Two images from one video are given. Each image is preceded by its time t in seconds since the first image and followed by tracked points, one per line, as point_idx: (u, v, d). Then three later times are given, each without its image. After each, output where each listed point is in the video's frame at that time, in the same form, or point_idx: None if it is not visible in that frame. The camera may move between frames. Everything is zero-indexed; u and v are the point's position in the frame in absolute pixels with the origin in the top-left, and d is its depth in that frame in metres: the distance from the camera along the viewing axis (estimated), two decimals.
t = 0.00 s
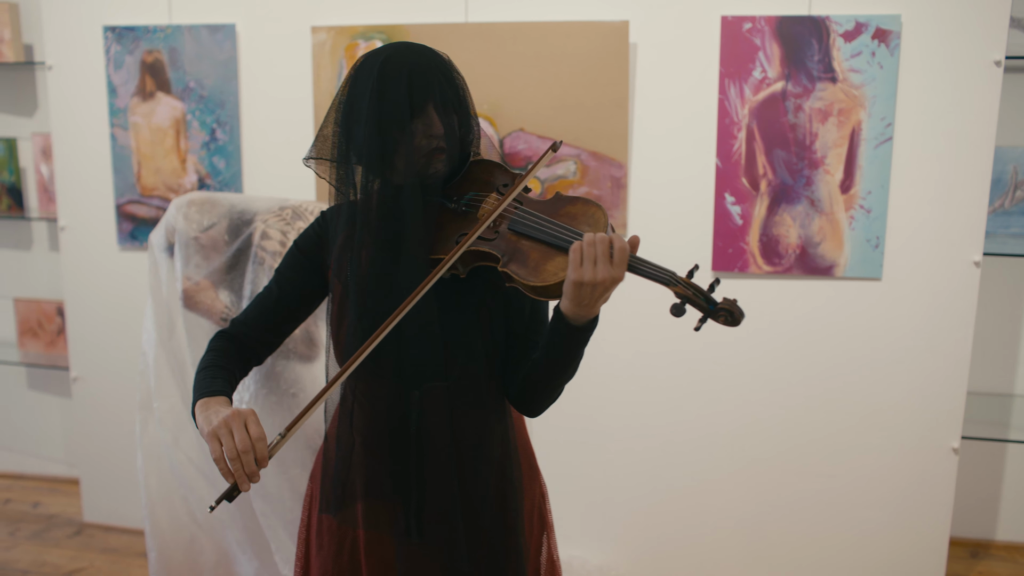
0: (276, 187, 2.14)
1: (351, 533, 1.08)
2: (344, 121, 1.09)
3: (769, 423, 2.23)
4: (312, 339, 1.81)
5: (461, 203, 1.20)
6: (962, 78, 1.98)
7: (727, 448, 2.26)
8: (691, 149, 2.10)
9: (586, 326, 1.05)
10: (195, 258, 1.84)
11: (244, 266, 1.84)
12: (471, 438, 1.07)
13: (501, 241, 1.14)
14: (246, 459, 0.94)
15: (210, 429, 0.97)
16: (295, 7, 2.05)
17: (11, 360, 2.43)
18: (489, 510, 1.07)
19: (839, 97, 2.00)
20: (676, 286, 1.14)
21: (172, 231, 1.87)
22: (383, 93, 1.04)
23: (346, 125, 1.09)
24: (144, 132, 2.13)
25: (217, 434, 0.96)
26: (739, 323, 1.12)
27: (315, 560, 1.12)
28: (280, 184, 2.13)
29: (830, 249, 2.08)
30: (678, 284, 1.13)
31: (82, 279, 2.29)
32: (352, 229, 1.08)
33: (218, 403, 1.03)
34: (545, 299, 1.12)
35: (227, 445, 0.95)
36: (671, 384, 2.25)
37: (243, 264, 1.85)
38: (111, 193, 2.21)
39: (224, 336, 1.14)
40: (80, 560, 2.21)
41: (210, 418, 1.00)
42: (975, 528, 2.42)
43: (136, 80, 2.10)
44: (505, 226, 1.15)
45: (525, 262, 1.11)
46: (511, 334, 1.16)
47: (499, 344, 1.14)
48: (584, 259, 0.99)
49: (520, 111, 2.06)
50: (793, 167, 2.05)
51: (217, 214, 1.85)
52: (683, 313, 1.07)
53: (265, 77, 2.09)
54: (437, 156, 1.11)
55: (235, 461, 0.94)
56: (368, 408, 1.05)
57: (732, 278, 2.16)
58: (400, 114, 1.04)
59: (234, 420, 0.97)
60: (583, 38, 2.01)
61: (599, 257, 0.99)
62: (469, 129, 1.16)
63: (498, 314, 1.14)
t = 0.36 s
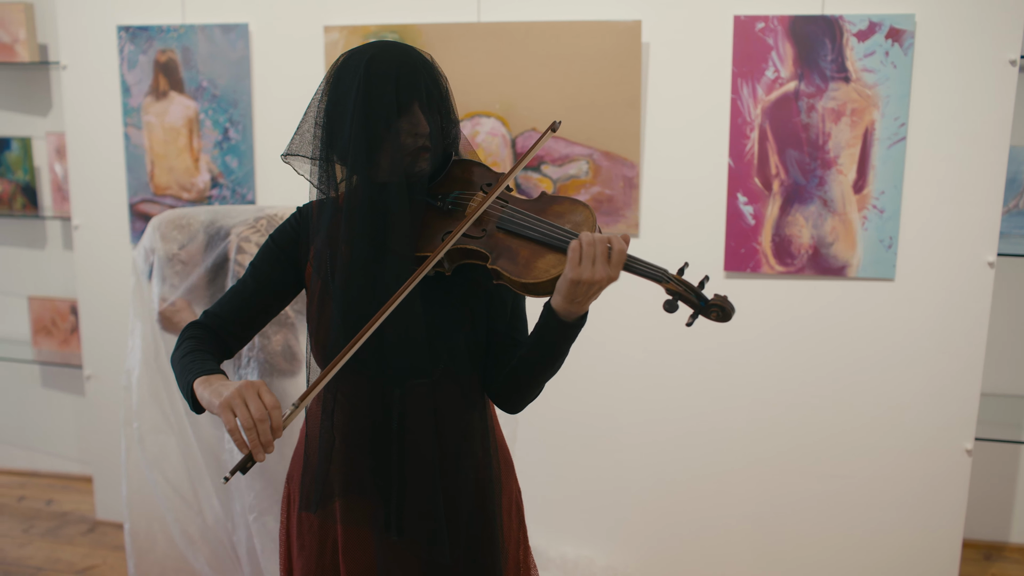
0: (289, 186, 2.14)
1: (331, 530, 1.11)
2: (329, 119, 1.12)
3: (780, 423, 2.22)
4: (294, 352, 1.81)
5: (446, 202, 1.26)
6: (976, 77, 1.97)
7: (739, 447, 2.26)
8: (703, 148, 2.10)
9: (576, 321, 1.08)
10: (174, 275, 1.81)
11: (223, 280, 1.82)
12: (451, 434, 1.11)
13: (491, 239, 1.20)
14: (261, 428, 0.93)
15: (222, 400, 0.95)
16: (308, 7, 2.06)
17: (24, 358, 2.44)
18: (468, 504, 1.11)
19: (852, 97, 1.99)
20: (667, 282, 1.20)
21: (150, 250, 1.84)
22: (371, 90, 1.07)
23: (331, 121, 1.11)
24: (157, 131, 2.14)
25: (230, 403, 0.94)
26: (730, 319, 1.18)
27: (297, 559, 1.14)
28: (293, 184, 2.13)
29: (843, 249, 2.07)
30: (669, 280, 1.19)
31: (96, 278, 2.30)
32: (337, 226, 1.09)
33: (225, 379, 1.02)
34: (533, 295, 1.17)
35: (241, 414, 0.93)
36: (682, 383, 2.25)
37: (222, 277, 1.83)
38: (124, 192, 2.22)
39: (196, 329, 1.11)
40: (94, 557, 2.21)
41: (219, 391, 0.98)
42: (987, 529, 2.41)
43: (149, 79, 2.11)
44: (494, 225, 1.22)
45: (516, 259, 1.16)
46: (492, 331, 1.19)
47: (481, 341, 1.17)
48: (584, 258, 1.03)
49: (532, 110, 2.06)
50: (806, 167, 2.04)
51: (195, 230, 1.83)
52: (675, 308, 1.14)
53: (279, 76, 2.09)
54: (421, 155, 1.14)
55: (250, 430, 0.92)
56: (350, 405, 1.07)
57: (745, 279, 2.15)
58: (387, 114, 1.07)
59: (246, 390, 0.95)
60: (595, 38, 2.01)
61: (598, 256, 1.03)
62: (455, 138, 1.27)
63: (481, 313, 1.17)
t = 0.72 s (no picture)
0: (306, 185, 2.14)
1: (325, 529, 1.12)
2: (331, 118, 1.12)
3: (796, 424, 2.21)
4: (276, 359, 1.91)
5: (448, 202, 1.28)
6: (995, 77, 1.96)
7: (755, 448, 2.25)
8: (719, 148, 2.09)
9: (579, 320, 1.12)
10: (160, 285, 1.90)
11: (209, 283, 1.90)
12: (450, 433, 1.12)
13: (494, 238, 1.22)
14: (291, 402, 0.91)
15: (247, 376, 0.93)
16: (325, 6, 2.07)
17: (42, 356, 2.46)
18: (465, 504, 1.13)
19: (870, 97, 1.98)
20: (672, 282, 1.21)
21: (136, 263, 1.93)
22: (375, 93, 1.08)
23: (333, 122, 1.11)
24: (174, 130, 2.15)
25: (258, 378, 0.91)
26: (735, 316, 1.19)
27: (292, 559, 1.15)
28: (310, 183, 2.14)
29: (860, 250, 2.06)
30: (675, 280, 1.21)
31: (113, 276, 2.31)
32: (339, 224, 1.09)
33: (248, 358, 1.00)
34: (538, 293, 1.18)
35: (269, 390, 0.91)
36: (697, 383, 2.25)
37: (204, 282, 1.91)
38: (140, 191, 2.23)
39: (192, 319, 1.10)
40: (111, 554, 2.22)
41: (243, 368, 0.96)
42: (1004, 532, 2.40)
43: (167, 78, 2.12)
44: (498, 225, 1.23)
45: (521, 259, 1.19)
46: (491, 332, 1.23)
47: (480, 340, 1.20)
48: (594, 258, 1.07)
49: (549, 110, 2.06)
50: (823, 167, 2.03)
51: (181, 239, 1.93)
52: (682, 307, 1.15)
53: (295, 75, 2.09)
54: (422, 155, 1.15)
55: (279, 405, 0.90)
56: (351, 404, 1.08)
57: (761, 279, 2.14)
58: (392, 115, 1.08)
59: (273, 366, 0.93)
60: (611, 37, 2.01)
61: (606, 255, 1.07)
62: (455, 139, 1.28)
63: (480, 311, 1.21)
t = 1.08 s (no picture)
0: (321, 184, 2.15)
1: (327, 526, 1.13)
2: (343, 115, 1.13)
3: (812, 426, 2.21)
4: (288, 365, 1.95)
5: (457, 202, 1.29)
6: (1015, 76, 1.94)
7: (771, 449, 2.24)
8: (734, 148, 2.09)
9: (588, 322, 1.15)
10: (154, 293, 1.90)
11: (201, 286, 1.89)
12: (454, 432, 1.13)
13: (507, 240, 1.25)
14: (334, 382, 0.89)
15: (290, 355, 0.92)
16: (341, 6, 2.07)
17: (58, 354, 2.47)
18: (468, 505, 1.14)
19: (886, 97, 1.97)
20: (684, 285, 1.27)
21: (134, 272, 1.92)
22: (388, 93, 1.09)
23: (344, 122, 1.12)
24: (190, 130, 2.15)
25: (301, 359, 0.91)
26: (745, 319, 1.27)
27: (294, 561, 1.16)
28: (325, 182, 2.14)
29: (876, 251, 2.05)
30: (687, 283, 1.26)
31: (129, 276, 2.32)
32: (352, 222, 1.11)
33: (286, 342, 0.99)
34: (550, 295, 1.22)
35: (313, 370, 0.90)
36: (712, 384, 2.25)
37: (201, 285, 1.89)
38: (156, 190, 2.24)
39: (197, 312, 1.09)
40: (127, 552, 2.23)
41: (284, 349, 0.95)
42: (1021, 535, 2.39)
43: (183, 78, 2.13)
44: (511, 226, 1.27)
45: (534, 260, 1.23)
46: (496, 332, 1.24)
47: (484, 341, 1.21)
48: (615, 263, 1.11)
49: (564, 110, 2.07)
50: (838, 168, 2.02)
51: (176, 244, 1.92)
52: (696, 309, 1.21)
53: (310, 75, 2.10)
54: (431, 155, 1.14)
55: (324, 385, 0.89)
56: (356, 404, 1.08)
57: (777, 280, 2.14)
58: (405, 112, 1.09)
59: (315, 346, 0.92)
60: (627, 37, 2.01)
61: (626, 261, 1.11)
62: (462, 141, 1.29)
63: (485, 311, 1.21)
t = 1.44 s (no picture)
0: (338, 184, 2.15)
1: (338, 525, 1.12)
2: (359, 115, 1.11)
3: (829, 427, 2.20)
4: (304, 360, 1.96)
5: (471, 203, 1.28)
6: None
7: (786, 451, 2.24)
8: (751, 148, 2.08)
9: (605, 321, 1.15)
10: (163, 296, 1.86)
11: (210, 285, 1.87)
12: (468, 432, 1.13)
13: (524, 242, 1.26)
14: (381, 367, 0.92)
15: (338, 343, 0.93)
16: (357, 6, 2.07)
17: (75, 352, 2.49)
18: (481, 503, 1.14)
19: (905, 97, 1.96)
20: (701, 287, 1.26)
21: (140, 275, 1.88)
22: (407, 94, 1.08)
23: (361, 122, 1.10)
24: (207, 129, 2.16)
25: (349, 346, 0.93)
26: (762, 317, 1.25)
27: (303, 560, 1.15)
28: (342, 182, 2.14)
29: (893, 251, 2.04)
30: (704, 285, 1.26)
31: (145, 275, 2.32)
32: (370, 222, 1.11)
33: (329, 330, 1.00)
34: (567, 297, 1.23)
35: (361, 358, 0.92)
36: (727, 385, 2.24)
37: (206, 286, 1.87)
38: (172, 189, 2.24)
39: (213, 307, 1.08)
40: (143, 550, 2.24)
41: (329, 336, 0.96)
42: None
43: (199, 78, 2.13)
44: (529, 228, 1.27)
45: (553, 262, 1.23)
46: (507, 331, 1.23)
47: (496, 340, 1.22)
48: (636, 265, 1.13)
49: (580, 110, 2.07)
50: (856, 168, 2.02)
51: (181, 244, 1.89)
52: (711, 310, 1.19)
53: (327, 74, 2.10)
54: (447, 156, 1.14)
55: (370, 371, 0.91)
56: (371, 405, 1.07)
57: (793, 280, 2.13)
58: (423, 112, 1.09)
59: (360, 332, 0.94)
60: (644, 37, 2.01)
61: (647, 264, 1.14)
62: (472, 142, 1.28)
63: (496, 311, 1.21)
